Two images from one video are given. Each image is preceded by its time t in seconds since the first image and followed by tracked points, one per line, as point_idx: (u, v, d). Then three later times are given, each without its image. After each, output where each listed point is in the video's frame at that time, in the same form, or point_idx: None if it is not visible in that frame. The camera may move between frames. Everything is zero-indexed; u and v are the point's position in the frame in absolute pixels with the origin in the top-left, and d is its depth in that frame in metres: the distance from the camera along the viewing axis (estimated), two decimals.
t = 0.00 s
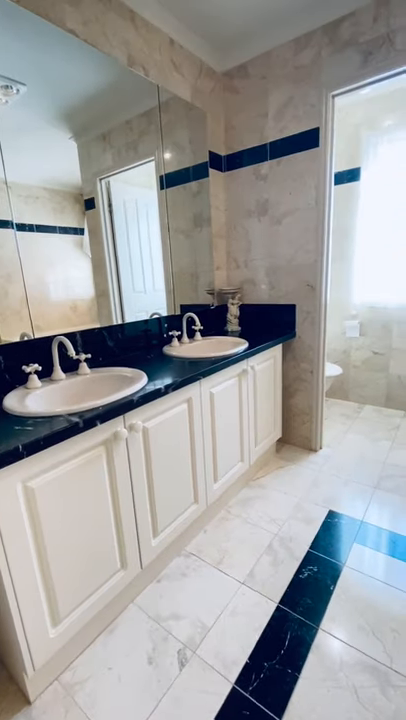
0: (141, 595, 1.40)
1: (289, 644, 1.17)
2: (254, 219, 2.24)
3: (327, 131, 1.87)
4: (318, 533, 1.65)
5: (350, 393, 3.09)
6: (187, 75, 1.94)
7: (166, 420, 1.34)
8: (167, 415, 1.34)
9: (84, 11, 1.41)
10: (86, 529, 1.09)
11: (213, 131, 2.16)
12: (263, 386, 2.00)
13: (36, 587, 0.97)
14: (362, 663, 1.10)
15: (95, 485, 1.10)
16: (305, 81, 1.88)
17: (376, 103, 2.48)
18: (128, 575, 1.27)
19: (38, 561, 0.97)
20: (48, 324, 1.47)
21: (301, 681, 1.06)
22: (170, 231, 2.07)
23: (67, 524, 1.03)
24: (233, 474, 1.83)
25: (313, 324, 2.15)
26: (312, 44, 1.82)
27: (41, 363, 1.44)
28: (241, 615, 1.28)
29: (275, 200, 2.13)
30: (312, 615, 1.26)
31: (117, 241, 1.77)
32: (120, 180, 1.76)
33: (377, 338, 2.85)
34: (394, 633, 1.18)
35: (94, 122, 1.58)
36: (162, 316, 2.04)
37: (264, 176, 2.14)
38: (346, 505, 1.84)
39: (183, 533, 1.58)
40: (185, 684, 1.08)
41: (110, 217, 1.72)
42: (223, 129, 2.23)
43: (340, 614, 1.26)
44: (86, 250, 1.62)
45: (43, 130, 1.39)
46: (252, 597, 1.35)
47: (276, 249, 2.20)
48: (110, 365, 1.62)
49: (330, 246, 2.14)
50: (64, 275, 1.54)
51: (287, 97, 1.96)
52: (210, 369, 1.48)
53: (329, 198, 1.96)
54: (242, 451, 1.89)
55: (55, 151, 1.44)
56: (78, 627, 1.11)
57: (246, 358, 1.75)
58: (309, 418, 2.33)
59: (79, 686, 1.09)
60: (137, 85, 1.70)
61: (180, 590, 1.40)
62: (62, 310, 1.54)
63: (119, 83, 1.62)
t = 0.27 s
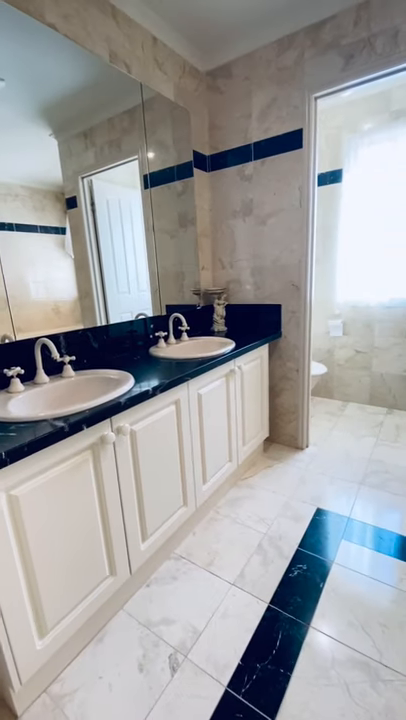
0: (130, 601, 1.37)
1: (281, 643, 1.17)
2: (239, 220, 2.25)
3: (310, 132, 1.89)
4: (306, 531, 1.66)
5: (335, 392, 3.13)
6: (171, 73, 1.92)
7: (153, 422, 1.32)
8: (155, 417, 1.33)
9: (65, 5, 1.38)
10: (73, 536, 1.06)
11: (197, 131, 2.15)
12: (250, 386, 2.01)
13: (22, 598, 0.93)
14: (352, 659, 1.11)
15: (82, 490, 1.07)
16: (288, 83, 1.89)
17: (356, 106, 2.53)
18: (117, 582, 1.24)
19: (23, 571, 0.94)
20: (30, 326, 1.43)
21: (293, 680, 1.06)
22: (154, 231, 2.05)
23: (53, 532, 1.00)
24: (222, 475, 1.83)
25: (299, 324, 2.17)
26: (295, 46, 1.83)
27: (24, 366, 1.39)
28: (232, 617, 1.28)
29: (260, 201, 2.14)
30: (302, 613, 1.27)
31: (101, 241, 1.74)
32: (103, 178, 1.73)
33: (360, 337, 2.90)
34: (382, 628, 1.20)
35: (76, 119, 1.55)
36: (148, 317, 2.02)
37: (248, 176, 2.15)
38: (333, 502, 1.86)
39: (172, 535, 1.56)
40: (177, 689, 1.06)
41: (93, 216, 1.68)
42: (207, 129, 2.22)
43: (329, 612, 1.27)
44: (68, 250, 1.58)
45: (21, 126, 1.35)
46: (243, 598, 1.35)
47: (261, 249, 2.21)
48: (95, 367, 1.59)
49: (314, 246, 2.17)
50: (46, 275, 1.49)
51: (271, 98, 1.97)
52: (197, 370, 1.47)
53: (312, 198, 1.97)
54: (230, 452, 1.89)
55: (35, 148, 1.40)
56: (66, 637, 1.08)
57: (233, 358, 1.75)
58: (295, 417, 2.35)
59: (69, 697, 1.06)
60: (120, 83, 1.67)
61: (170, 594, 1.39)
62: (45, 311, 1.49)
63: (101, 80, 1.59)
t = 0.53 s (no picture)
0: (118, 609, 1.34)
1: (271, 645, 1.16)
2: (223, 220, 2.24)
3: (292, 133, 1.90)
4: (294, 530, 1.67)
5: (319, 391, 3.17)
6: (152, 71, 1.90)
7: (140, 426, 1.30)
8: (141, 420, 1.30)
9: None
10: (57, 545, 1.03)
11: (179, 130, 2.14)
12: (236, 387, 2.00)
13: (4, 613, 0.89)
14: (342, 657, 1.12)
15: (67, 497, 1.04)
16: (270, 84, 1.90)
17: (336, 109, 2.57)
18: (104, 590, 1.21)
19: (5, 585, 0.90)
20: (9, 328, 1.37)
21: (284, 681, 1.06)
22: (137, 231, 2.01)
23: (36, 541, 0.97)
24: (209, 477, 1.82)
25: (283, 323, 2.18)
26: (276, 48, 1.85)
27: (3, 370, 1.34)
28: (223, 621, 1.27)
29: (243, 201, 2.14)
30: (292, 613, 1.27)
31: (82, 241, 1.69)
32: (84, 177, 1.69)
33: (342, 337, 2.95)
34: (370, 624, 1.21)
35: (55, 115, 1.50)
36: (132, 318, 1.98)
37: (231, 177, 2.14)
38: (320, 500, 1.88)
39: (160, 540, 1.54)
40: (168, 697, 1.04)
41: (73, 216, 1.64)
42: (189, 128, 2.21)
43: (319, 610, 1.28)
44: (48, 250, 1.53)
45: None
46: (232, 600, 1.34)
47: (245, 249, 2.21)
48: (78, 369, 1.55)
49: (297, 247, 2.19)
50: (25, 276, 1.44)
51: (253, 99, 1.97)
52: (184, 371, 1.46)
53: (295, 199, 1.99)
54: (217, 453, 1.88)
55: (12, 145, 1.35)
56: (51, 650, 1.04)
57: (219, 359, 1.74)
58: (281, 416, 2.36)
59: (55, 713, 1.02)
60: (100, 79, 1.64)
61: (159, 600, 1.36)
62: (24, 313, 1.44)
63: (80, 76, 1.56)
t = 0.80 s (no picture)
0: (104, 618, 1.30)
1: (261, 647, 1.16)
2: (205, 220, 2.23)
3: (273, 135, 1.91)
4: (280, 530, 1.67)
5: (302, 390, 3.21)
6: (132, 69, 1.87)
7: (124, 429, 1.27)
8: (126, 423, 1.27)
9: None
10: (40, 556, 0.99)
11: (161, 129, 2.11)
12: (221, 388, 2.00)
13: None
14: (331, 655, 1.12)
15: (49, 506, 1.00)
16: (250, 85, 1.91)
17: (315, 112, 2.61)
18: (89, 600, 1.18)
19: None
20: None
21: (275, 683, 1.06)
22: (119, 230, 1.98)
23: (17, 553, 0.92)
24: (195, 479, 1.80)
25: (267, 323, 2.19)
26: (257, 49, 1.85)
27: None
28: (211, 625, 1.25)
29: (226, 202, 2.14)
30: (280, 613, 1.27)
31: (62, 240, 1.65)
32: (62, 175, 1.64)
33: (324, 336, 2.99)
34: (357, 621, 1.23)
35: (31, 111, 1.45)
36: (114, 319, 1.95)
37: (213, 177, 2.14)
38: (305, 498, 1.89)
39: (146, 545, 1.51)
40: (157, 706, 1.02)
41: (52, 215, 1.59)
42: (171, 128, 2.19)
43: (307, 609, 1.28)
44: (26, 250, 1.47)
45: None
46: (221, 603, 1.33)
47: (228, 250, 2.21)
48: (59, 372, 1.50)
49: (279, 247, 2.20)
50: (3, 276, 1.39)
51: (234, 100, 1.97)
52: (168, 373, 1.43)
53: (277, 200, 2.00)
54: (203, 455, 1.86)
55: None
56: (34, 666, 1.00)
57: (203, 360, 1.73)
58: (266, 416, 2.37)
59: None
60: (78, 75, 1.60)
61: (146, 606, 1.34)
62: (1, 314, 1.38)
63: (57, 71, 1.51)
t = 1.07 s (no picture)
0: (89, 627, 1.27)
1: (250, 648, 1.15)
2: (187, 221, 2.22)
3: (254, 136, 1.92)
4: (266, 529, 1.68)
5: (285, 389, 3.24)
6: (112, 66, 1.84)
7: (108, 433, 1.24)
8: (109, 427, 1.24)
9: None
10: (21, 568, 0.95)
11: (141, 128, 2.09)
12: (205, 389, 1.99)
13: None
14: (319, 653, 1.13)
15: (30, 515, 0.96)
16: (231, 86, 1.91)
17: (295, 115, 2.65)
18: (73, 611, 1.14)
19: None
20: None
21: (265, 684, 1.06)
22: (99, 230, 1.94)
23: None
24: (181, 481, 1.78)
25: (250, 324, 2.20)
26: (237, 51, 1.86)
27: None
28: (200, 629, 1.24)
29: (208, 202, 2.14)
30: (268, 613, 1.27)
31: (40, 240, 1.59)
32: (40, 173, 1.57)
33: (306, 336, 3.04)
34: (344, 617, 1.24)
35: (7, 106, 1.37)
36: (95, 321, 1.91)
37: (195, 177, 2.13)
38: (291, 497, 1.91)
39: (131, 551, 1.48)
40: (146, 716, 1.00)
41: (29, 214, 1.52)
42: (151, 127, 2.17)
43: (294, 608, 1.29)
44: (2, 250, 1.41)
45: None
46: (209, 606, 1.32)
47: (210, 250, 2.20)
48: (39, 376, 1.45)
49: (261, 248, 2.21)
50: None
51: (215, 100, 1.97)
52: (153, 375, 1.41)
53: (259, 201, 2.01)
54: (188, 456, 1.85)
55: None
56: (16, 683, 0.96)
57: (188, 361, 1.71)
58: (250, 416, 2.38)
59: None
60: (56, 71, 1.56)
61: (133, 613, 1.31)
62: None
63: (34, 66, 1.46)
